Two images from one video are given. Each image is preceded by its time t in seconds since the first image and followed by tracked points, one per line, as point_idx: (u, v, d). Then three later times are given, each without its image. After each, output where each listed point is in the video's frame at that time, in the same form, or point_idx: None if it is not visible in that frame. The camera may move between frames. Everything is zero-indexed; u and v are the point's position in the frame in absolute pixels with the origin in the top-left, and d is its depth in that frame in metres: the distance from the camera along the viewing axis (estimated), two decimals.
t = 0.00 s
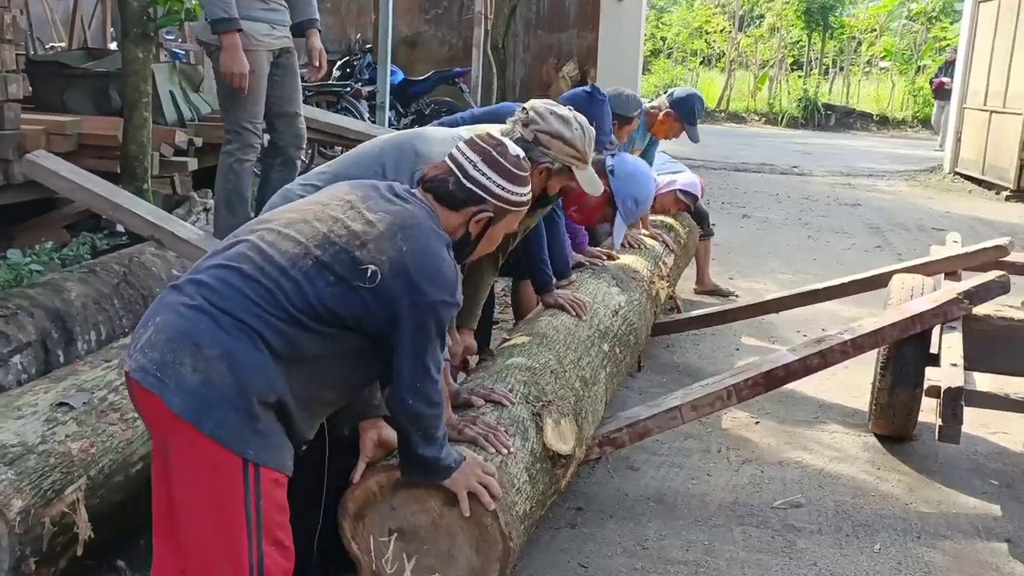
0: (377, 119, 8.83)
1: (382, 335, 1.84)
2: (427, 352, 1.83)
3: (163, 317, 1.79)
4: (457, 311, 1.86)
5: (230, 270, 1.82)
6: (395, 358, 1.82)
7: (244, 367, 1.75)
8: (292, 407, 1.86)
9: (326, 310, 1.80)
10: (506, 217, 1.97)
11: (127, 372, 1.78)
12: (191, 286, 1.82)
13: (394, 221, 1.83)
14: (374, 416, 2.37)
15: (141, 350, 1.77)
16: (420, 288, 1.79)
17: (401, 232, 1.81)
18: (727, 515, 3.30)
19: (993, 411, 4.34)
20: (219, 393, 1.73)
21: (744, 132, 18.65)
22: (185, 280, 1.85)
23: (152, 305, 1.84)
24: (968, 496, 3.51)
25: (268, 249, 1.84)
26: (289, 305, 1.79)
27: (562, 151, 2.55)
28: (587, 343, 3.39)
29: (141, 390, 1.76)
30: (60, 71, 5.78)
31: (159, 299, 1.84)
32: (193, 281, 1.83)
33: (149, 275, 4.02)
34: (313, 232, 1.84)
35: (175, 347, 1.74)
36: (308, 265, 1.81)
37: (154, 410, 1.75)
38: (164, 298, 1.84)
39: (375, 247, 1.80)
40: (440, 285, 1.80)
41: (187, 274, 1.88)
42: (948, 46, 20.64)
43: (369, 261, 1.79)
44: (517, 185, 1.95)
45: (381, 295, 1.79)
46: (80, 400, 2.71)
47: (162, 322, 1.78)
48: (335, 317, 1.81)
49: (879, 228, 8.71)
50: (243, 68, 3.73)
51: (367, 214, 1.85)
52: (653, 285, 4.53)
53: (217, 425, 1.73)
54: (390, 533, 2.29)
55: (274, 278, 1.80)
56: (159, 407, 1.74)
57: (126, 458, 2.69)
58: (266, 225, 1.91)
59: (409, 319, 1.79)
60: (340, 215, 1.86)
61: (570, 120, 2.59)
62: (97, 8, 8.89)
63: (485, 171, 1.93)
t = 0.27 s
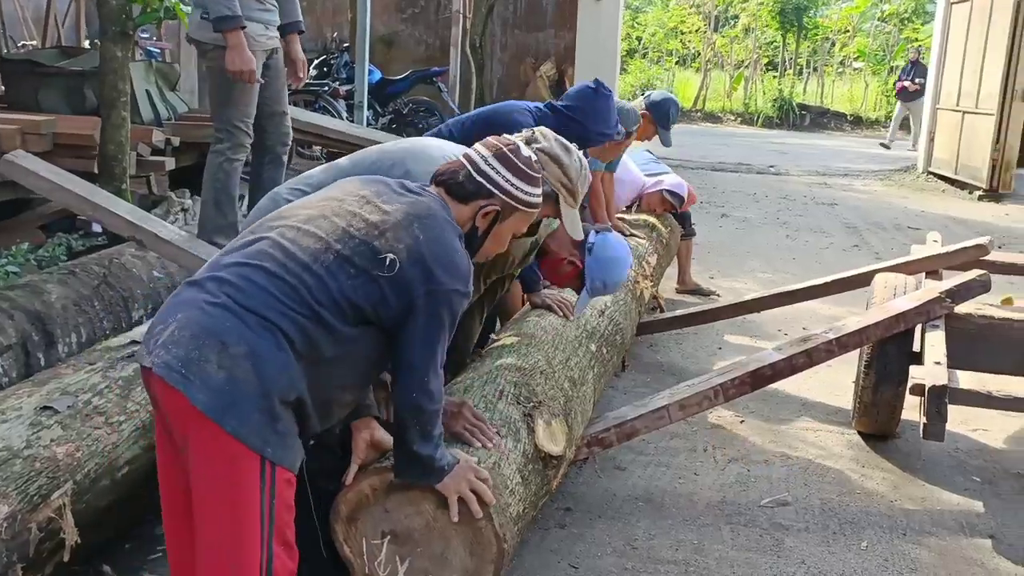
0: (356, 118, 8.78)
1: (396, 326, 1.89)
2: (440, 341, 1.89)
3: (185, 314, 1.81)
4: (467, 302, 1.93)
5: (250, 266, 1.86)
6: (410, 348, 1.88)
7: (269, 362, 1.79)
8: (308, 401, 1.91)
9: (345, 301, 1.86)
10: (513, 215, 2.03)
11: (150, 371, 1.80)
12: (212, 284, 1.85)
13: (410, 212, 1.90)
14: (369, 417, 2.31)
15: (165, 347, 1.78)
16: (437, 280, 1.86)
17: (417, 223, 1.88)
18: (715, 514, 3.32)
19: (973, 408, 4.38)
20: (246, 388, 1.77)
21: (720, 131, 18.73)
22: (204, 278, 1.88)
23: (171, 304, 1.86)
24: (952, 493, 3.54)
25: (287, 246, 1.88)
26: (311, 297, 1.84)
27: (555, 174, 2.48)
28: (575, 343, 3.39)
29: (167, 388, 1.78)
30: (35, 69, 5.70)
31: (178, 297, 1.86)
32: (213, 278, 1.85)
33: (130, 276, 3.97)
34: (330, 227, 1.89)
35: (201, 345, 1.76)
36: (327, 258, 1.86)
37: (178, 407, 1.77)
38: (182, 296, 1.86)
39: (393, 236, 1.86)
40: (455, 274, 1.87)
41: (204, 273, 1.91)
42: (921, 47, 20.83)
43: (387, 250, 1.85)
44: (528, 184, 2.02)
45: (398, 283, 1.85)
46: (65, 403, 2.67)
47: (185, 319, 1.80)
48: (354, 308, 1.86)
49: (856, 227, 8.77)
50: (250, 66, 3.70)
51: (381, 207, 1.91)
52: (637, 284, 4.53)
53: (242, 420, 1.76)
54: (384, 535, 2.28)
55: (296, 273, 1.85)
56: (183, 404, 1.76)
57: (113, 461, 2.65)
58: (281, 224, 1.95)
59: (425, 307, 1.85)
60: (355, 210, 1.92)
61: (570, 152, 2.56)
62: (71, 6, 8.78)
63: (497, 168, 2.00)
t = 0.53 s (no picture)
0: (333, 116, 8.73)
1: (388, 316, 1.89)
2: (430, 330, 1.88)
3: (185, 314, 1.84)
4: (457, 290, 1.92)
5: (246, 264, 1.89)
6: (399, 338, 1.86)
7: (263, 357, 1.80)
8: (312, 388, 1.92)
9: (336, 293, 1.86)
10: (508, 213, 2.03)
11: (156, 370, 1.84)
12: (211, 285, 1.88)
13: (396, 202, 1.91)
14: (362, 412, 2.37)
15: (169, 348, 1.82)
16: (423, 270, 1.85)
17: (402, 212, 1.89)
18: (705, 510, 3.33)
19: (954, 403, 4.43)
20: (242, 382, 1.78)
21: (695, 130, 18.81)
22: (204, 277, 1.91)
23: (173, 304, 1.90)
24: (936, 486, 3.58)
25: (282, 242, 1.90)
26: (302, 291, 1.85)
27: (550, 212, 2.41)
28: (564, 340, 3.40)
29: (172, 386, 1.82)
30: (10, 67, 5.62)
31: (180, 297, 1.90)
32: (211, 279, 1.89)
33: (113, 275, 3.93)
34: (320, 221, 1.91)
35: (199, 344, 1.79)
36: (318, 252, 1.88)
37: (187, 403, 1.81)
38: (185, 295, 1.90)
39: (378, 226, 1.87)
40: (442, 263, 1.86)
41: (205, 271, 1.94)
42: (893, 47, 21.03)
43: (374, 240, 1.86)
44: (524, 183, 2.03)
45: (386, 272, 1.85)
46: (54, 403, 2.63)
47: (185, 319, 1.83)
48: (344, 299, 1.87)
49: (833, 225, 8.84)
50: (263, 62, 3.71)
51: (370, 199, 1.92)
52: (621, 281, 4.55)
53: (243, 413, 1.78)
54: (380, 533, 2.25)
55: (286, 268, 1.86)
56: (192, 400, 1.80)
57: (103, 461, 2.63)
58: (278, 218, 1.97)
59: (411, 297, 1.85)
60: (345, 202, 1.94)
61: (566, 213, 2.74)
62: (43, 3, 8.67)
63: (495, 165, 2.01)
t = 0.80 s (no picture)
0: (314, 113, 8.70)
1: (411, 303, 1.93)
2: (451, 317, 1.93)
3: (215, 297, 1.88)
4: (479, 278, 1.97)
5: (274, 247, 1.92)
6: (423, 324, 1.90)
7: (293, 340, 1.84)
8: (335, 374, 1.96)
9: (363, 278, 1.91)
10: (530, 209, 2.17)
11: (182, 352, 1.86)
12: (239, 268, 1.92)
13: (425, 189, 1.96)
14: (363, 404, 2.36)
15: (197, 330, 1.85)
16: (449, 256, 1.90)
17: (431, 199, 1.94)
18: (696, 501, 3.36)
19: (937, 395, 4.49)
20: (271, 366, 1.82)
21: (673, 129, 18.87)
22: (232, 261, 1.94)
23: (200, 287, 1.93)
24: (922, 477, 3.63)
25: (310, 228, 1.94)
26: (330, 275, 1.89)
27: (540, 305, 2.22)
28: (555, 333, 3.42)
29: (199, 368, 1.84)
30: None
31: (208, 280, 1.93)
32: (239, 262, 1.92)
33: (99, 271, 3.90)
34: (349, 207, 1.95)
35: (229, 327, 1.82)
36: (346, 236, 1.92)
37: (212, 386, 1.84)
38: (212, 279, 1.93)
39: (407, 212, 1.92)
40: (467, 250, 1.92)
41: (231, 256, 1.97)
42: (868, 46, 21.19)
43: (403, 225, 1.91)
44: (547, 181, 2.16)
45: (413, 257, 1.89)
46: (46, 397, 2.62)
47: (214, 302, 1.87)
48: (371, 284, 1.91)
49: (813, 222, 8.90)
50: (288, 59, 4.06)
51: (399, 186, 1.97)
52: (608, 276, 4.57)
53: (270, 397, 1.82)
54: (379, 524, 2.25)
55: (316, 252, 1.90)
56: (218, 384, 1.83)
57: (97, 455, 2.62)
58: (304, 205, 2.01)
59: (437, 282, 1.89)
60: (373, 189, 1.98)
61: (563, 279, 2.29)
62: None
63: (522, 162, 2.14)
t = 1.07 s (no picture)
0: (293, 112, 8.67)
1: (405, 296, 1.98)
2: (444, 309, 1.98)
3: (213, 288, 1.92)
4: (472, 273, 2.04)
5: (272, 241, 1.98)
6: (418, 314, 1.96)
7: (292, 330, 1.89)
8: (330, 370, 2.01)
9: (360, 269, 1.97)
10: (523, 208, 2.17)
11: (179, 343, 1.89)
12: (237, 261, 1.97)
13: (421, 183, 2.04)
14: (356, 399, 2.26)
15: (194, 319, 1.88)
16: (443, 247, 1.96)
17: (427, 193, 2.02)
18: (681, 495, 3.39)
19: (916, 389, 4.55)
20: (270, 354, 1.87)
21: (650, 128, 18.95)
22: (230, 255, 2.00)
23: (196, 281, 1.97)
24: (903, 470, 3.68)
25: (309, 222, 2.00)
26: (328, 266, 1.96)
27: (530, 336, 2.30)
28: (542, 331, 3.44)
29: (196, 358, 1.87)
30: None
31: (205, 274, 1.97)
32: (237, 255, 1.98)
33: (82, 270, 3.88)
34: (347, 202, 2.03)
35: (228, 316, 1.86)
36: (344, 229, 1.99)
37: (208, 376, 1.86)
38: (209, 272, 1.98)
39: (404, 204, 2.00)
40: (461, 242, 1.98)
41: (228, 250, 2.02)
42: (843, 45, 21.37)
43: (399, 215, 1.98)
44: (542, 182, 2.18)
45: (409, 247, 1.96)
46: (34, 397, 2.61)
47: (212, 293, 1.91)
48: (366, 275, 1.97)
49: (791, 220, 8.97)
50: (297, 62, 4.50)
51: (394, 183, 2.05)
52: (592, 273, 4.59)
53: (268, 385, 1.86)
54: (371, 520, 2.26)
55: (316, 243, 1.97)
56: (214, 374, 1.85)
57: (86, 454, 2.62)
58: (301, 203, 2.07)
59: (432, 272, 1.95)
60: (369, 187, 2.06)
61: (555, 309, 2.35)
62: None
63: (517, 163, 2.17)
